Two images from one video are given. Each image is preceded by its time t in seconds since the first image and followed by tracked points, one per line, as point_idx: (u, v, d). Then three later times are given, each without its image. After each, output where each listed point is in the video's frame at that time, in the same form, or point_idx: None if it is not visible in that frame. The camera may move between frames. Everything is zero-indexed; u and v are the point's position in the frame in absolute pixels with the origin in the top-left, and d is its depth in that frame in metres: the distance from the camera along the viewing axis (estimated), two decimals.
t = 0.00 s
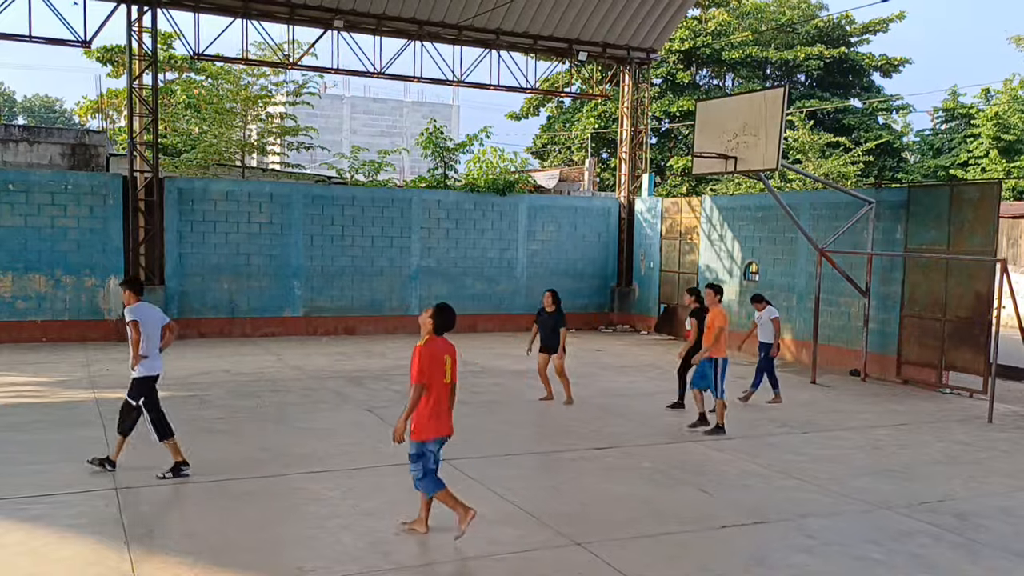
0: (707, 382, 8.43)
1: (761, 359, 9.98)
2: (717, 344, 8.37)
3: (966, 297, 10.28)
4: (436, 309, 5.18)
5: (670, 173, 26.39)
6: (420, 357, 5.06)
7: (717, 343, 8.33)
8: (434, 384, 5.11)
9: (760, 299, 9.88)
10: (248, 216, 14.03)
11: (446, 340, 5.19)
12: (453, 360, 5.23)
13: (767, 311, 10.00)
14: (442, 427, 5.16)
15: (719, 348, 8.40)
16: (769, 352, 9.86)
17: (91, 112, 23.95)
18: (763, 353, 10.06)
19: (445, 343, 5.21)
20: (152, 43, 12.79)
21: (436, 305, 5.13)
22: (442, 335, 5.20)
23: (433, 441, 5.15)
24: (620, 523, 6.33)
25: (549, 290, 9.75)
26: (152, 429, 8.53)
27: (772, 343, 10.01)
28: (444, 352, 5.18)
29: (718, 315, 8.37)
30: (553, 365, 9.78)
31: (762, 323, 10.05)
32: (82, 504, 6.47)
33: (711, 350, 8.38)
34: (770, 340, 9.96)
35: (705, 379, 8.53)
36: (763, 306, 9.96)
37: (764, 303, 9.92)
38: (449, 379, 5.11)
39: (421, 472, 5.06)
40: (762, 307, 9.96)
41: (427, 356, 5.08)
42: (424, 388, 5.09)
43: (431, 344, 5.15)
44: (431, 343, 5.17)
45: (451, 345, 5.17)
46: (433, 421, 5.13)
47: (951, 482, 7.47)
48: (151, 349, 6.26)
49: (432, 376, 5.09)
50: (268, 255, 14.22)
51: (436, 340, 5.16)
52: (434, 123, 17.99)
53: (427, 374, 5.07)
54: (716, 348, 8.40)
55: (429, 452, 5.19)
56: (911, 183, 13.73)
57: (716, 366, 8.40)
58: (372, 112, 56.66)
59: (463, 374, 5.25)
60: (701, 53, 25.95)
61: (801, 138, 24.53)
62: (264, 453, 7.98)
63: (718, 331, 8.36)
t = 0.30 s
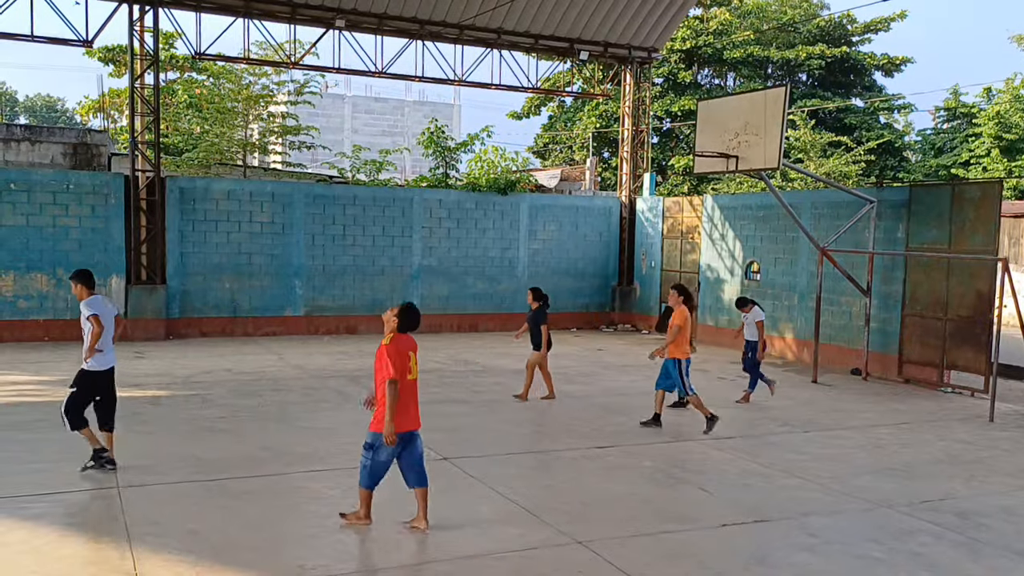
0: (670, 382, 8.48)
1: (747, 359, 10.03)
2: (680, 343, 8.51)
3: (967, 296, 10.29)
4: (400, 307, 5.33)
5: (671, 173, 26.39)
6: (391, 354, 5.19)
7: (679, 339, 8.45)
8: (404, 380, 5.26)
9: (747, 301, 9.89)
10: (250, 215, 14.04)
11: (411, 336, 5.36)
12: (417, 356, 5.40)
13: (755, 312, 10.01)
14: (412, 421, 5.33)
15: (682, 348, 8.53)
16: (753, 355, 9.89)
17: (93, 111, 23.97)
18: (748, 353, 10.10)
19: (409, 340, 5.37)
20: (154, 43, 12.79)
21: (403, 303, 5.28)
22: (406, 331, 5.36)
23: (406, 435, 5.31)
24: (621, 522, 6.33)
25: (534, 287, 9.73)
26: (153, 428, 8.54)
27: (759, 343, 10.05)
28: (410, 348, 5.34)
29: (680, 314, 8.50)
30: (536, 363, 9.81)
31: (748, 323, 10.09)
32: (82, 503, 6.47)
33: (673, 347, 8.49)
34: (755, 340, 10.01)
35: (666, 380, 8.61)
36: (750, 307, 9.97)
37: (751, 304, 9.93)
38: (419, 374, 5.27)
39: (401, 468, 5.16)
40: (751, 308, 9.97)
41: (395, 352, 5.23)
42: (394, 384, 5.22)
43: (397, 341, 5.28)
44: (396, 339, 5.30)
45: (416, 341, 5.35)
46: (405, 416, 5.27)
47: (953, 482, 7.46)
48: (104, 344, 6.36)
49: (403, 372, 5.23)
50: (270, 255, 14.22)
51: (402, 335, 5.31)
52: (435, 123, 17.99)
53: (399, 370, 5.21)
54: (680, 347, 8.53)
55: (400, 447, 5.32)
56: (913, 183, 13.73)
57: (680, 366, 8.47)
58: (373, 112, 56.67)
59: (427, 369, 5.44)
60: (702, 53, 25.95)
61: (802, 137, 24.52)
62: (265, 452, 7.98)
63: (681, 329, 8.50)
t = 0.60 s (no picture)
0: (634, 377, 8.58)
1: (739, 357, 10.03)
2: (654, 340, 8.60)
3: (975, 295, 10.26)
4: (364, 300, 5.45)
5: (678, 172, 26.36)
6: (348, 344, 5.31)
7: (655, 338, 8.51)
8: (362, 371, 5.34)
9: (743, 297, 9.89)
10: (256, 215, 14.07)
11: (375, 329, 5.45)
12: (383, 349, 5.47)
13: (749, 310, 10.00)
14: (372, 413, 5.38)
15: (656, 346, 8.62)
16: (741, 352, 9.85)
17: (100, 111, 24.06)
18: (737, 351, 10.09)
19: (374, 333, 5.47)
20: (161, 42, 12.82)
21: (364, 296, 5.39)
22: (371, 324, 5.46)
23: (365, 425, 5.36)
24: (628, 521, 6.33)
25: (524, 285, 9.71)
26: (161, 426, 8.57)
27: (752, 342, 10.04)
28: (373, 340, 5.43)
29: (656, 311, 8.61)
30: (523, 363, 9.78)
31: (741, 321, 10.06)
32: (90, 501, 6.49)
33: (647, 345, 8.55)
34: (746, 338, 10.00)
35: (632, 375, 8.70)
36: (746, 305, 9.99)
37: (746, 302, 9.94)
38: (378, 366, 5.32)
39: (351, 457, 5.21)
40: (746, 305, 9.96)
41: (352, 344, 5.31)
42: (350, 374, 5.31)
43: (359, 332, 5.40)
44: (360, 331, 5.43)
45: (379, 334, 5.43)
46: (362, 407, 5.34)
47: (960, 481, 7.44)
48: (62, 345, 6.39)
49: (361, 363, 5.32)
50: (276, 254, 14.25)
51: (365, 327, 5.41)
52: (441, 122, 18.00)
53: (354, 361, 5.31)
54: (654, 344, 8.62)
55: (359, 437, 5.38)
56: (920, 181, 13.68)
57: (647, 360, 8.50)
58: (379, 112, 56.73)
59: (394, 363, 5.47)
60: (709, 51, 25.91)
61: (808, 137, 24.46)
62: (272, 450, 8.00)
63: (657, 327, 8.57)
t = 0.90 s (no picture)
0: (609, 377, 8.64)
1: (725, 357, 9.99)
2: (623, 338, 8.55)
3: (982, 294, 10.25)
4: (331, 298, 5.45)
5: (683, 171, 26.31)
6: (312, 341, 5.33)
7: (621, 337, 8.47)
8: (328, 368, 5.33)
9: (733, 294, 9.83)
10: (263, 214, 14.10)
11: (341, 325, 5.42)
12: (353, 347, 5.43)
13: (738, 308, 9.93)
14: (339, 410, 5.33)
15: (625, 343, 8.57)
16: (730, 353, 9.80)
17: (107, 111, 24.13)
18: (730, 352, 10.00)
19: (342, 331, 5.44)
20: (167, 42, 12.83)
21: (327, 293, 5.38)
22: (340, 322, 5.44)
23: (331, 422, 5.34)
24: (633, 520, 6.33)
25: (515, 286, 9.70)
26: (167, 425, 8.60)
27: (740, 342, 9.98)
28: (340, 338, 5.41)
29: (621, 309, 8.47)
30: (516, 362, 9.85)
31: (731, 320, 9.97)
32: (97, 500, 6.51)
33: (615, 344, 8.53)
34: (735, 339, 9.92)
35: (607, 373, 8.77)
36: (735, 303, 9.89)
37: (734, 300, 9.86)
38: (342, 362, 5.28)
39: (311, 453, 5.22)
40: (734, 303, 9.88)
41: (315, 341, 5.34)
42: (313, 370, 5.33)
43: (327, 330, 5.41)
44: (328, 329, 5.43)
45: (346, 331, 5.39)
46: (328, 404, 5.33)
47: (968, 481, 7.41)
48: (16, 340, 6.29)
49: (325, 359, 5.32)
50: (282, 253, 14.27)
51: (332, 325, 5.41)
52: (447, 122, 18.01)
53: (316, 357, 5.31)
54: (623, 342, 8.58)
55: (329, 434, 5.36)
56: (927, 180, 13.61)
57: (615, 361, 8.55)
58: (385, 111, 56.77)
59: (365, 362, 5.40)
60: (715, 50, 25.86)
61: (815, 135, 24.39)
62: (278, 450, 8.00)
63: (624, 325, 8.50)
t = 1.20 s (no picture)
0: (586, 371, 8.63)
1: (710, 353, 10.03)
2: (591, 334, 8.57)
3: (984, 293, 10.23)
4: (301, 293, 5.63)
5: (685, 169, 26.28)
6: (280, 334, 5.52)
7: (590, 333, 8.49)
8: (293, 359, 5.49)
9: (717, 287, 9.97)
10: (264, 212, 14.10)
11: (308, 319, 5.60)
12: (318, 340, 5.60)
13: (721, 304, 10.04)
14: (300, 400, 5.48)
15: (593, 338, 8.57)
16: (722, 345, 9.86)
17: (109, 109, 24.13)
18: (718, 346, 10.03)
19: (309, 324, 5.61)
20: (169, 40, 12.81)
21: (297, 287, 5.56)
22: (307, 316, 5.62)
23: (292, 412, 5.48)
24: (635, 518, 6.32)
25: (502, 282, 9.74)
26: (169, 423, 8.60)
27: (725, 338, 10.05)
28: (306, 331, 5.58)
29: (587, 307, 8.53)
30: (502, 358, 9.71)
31: (716, 315, 9.99)
32: (99, 497, 6.52)
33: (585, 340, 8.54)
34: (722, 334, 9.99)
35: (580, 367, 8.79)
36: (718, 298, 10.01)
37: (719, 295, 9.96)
38: (307, 354, 5.44)
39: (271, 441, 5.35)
40: (717, 298, 9.98)
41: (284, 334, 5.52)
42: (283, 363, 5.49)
43: (294, 323, 5.58)
44: (296, 322, 5.60)
45: (313, 324, 5.57)
46: (290, 394, 5.48)
47: (970, 479, 7.40)
48: None
49: (291, 350, 5.48)
50: (284, 251, 14.27)
51: (300, 318, 5.58)
52: (449, 120, 18.00)
53: (283, 348, 5.47)
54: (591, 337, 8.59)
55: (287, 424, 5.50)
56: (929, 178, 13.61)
57: (589, 355, 8.62)
58: (386, 109, 56.76)
59: (329, 356, 5.57)
60: (717, 48, 25.86)
61: (817, 134, 24.35)
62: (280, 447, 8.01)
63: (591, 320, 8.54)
